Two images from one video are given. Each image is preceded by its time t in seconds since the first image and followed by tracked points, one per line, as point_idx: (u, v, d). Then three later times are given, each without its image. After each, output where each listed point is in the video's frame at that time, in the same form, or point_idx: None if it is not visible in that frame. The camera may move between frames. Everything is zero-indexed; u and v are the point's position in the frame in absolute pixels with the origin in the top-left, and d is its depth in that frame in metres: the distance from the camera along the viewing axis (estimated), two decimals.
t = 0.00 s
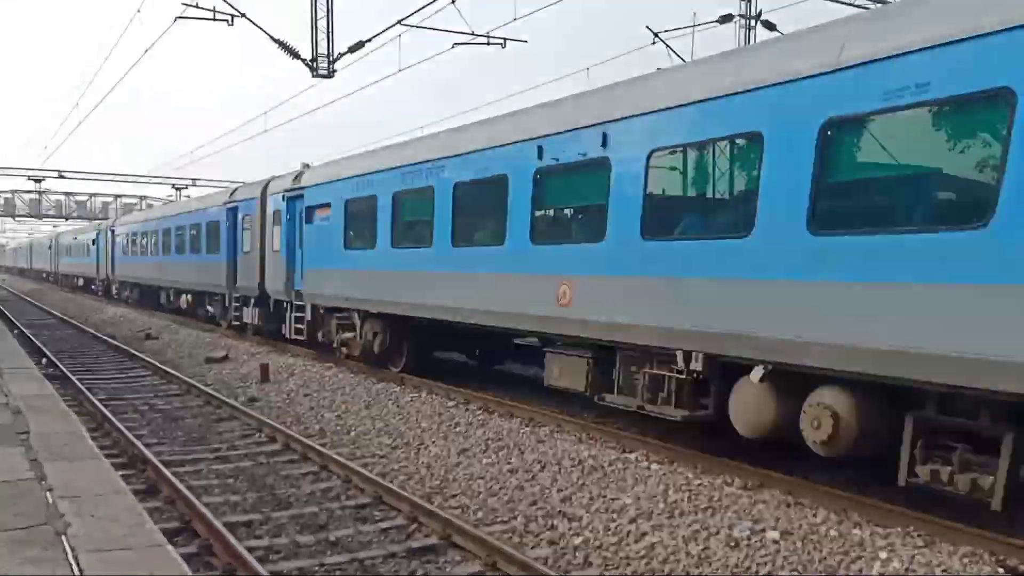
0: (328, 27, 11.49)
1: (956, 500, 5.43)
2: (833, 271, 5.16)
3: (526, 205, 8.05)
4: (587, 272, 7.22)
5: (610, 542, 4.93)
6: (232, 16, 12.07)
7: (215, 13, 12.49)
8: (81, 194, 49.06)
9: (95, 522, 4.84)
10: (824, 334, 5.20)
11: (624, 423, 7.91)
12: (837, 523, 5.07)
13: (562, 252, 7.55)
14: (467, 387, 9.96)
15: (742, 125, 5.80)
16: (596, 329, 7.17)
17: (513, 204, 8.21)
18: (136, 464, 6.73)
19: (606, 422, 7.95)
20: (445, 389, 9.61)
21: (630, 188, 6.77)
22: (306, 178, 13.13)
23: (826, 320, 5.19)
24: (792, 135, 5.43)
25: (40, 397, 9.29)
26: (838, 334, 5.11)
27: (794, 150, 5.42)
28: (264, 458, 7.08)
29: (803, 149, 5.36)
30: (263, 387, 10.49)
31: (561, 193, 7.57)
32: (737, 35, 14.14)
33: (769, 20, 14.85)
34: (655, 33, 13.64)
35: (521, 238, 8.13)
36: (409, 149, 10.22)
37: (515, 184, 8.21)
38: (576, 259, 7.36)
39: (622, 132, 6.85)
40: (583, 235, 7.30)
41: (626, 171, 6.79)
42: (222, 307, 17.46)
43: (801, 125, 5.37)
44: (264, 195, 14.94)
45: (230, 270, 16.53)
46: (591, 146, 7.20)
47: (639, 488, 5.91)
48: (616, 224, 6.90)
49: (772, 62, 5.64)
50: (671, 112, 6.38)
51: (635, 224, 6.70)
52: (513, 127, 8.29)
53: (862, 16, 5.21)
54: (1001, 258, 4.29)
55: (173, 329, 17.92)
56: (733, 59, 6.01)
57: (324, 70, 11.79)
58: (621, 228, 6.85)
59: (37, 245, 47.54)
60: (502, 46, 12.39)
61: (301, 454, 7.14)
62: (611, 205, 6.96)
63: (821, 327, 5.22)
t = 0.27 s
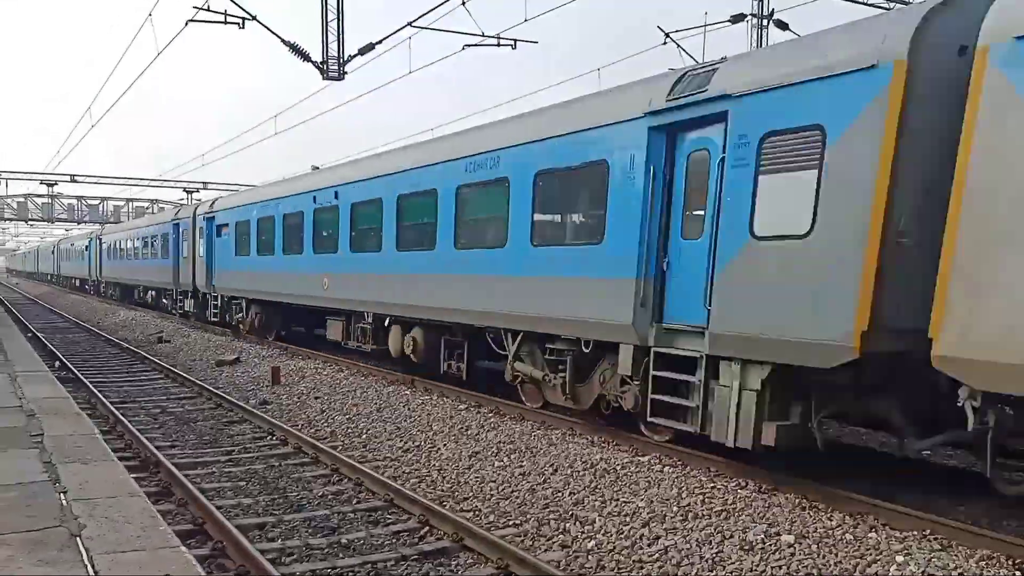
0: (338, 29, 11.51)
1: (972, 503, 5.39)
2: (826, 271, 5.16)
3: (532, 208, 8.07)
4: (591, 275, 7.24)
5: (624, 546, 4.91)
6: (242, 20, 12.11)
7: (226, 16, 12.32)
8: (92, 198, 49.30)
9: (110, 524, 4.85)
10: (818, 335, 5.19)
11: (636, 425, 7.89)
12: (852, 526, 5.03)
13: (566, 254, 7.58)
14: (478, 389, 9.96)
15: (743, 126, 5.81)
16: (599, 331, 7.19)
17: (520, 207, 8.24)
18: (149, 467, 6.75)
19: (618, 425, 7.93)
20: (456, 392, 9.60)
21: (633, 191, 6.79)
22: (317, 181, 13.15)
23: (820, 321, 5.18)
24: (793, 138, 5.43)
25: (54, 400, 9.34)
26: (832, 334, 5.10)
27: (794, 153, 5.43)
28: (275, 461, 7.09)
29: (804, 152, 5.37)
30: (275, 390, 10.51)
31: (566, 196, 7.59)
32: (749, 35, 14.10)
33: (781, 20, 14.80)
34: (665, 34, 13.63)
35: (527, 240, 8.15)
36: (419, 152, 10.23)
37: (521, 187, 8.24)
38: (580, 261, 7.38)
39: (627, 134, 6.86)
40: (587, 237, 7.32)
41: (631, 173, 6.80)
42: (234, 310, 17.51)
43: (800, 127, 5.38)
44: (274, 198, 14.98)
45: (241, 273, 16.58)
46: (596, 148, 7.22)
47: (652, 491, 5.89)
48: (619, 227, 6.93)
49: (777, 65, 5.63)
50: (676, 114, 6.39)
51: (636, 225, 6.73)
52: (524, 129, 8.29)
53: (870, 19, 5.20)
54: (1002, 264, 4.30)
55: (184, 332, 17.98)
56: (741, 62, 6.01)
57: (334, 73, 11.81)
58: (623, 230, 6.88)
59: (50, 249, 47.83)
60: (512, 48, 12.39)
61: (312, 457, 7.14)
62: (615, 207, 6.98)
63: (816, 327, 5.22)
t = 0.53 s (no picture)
0: (356, 32, 11.57)
1: (995, 507, 5.34)
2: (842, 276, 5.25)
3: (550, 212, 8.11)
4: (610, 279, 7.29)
5: (642, 548, 4.90)
6: (262, 23, 12.21)
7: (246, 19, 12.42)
8: (113, 201, 49.72)
9: (131, 523, 4.90)
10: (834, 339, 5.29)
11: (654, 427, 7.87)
12: (874, 530, 5.00)
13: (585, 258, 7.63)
14: (495, 391, 9.97)
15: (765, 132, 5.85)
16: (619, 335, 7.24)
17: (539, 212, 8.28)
18: (170, 467, 6.81)
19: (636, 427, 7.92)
20: (474, 393, 9.62)
21: (653, 196, 6.82)
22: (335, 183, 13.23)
23: (836, 325, 5.28)
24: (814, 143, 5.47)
25: (76, 400, 9.43)
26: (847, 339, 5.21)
27: (814, 159, 5.47)
28: (294, 462, 7.13)
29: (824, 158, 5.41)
30: (293, 391, 10.57)
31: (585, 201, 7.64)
32: (767, 36, 14.04)
33: (799, 20, 14.72)
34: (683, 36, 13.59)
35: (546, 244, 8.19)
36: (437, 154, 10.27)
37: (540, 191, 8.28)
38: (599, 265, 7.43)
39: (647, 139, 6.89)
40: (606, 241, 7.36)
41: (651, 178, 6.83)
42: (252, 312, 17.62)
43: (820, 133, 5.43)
44: (293, 200, 15.07)
45: (259, 275, 16.68)
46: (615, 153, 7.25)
47: (670, 494, 5.87)
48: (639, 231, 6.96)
49: (801, 67, 5.64)
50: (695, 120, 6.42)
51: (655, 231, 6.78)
52: (542, 132, 8.30)
53: (894, 20, 5.22)
54: (993, 268, 4.41)
55: (203, 333, 18.09)
56: (764, 63, 6.02)
57: (352, 76, 11.88)
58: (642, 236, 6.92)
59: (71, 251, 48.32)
60: (529, 50, 12.40)
61: (330, 457, 7.18)
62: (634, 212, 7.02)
63: (831, 330, 5.33)
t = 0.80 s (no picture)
0: (377, 33, 11.61)
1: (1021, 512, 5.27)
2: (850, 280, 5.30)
3: (565, 214, 8.12)
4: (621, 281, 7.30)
5: (663, 551, 4.88)
6: (283, 25, 12.28)
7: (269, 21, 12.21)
8: (136, 202, 50.17)
9: (155, 521, 4.95)
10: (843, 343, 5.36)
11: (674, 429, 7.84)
12: (897, 535, 4.95)
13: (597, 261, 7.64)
14: (514, 392, 9.98)
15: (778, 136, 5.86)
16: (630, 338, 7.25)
17: (552, 214, 8.30)
18: (193, 465, 6.87)
19: (655, 429, 7.89)
20: (493, 394, 9.62)
21: (666, 199, 6.84)
22: (356, 184, 13.30)
23: (844, 328, 5.33)
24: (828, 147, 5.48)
25: (100, 399, 9.53)
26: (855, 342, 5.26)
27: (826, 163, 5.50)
28: (315, 461, 7.17)
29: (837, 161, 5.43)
30: (313, 391, 10.62)
31: (598, 203, 7.66)
32: (790, 35, 13.96)
33: (822, 19, 14.62)
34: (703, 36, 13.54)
35: (560, 247, 8.20)
36: (457, 155, 10.30)
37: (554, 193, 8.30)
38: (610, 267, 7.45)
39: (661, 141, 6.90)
40: (619, 243, 7.37)
41: (666, 180, 6.84)
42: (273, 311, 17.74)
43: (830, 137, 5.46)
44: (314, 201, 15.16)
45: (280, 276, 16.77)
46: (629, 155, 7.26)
47: (691, 496, 5.84)
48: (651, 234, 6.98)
49: (821, 68, 5.62)
50: (709, 123, 6.44)
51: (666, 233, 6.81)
52: (562, 133, 8.30)
53: (916, 20, 5.20)
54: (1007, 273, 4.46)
55: (225, 333, 18.21)
56: (785, 64, 6.00)
57: (373, 77, 11.92)
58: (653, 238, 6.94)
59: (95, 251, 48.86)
60: (549, 50, 12.39)
61: (350, 457, 7.21)
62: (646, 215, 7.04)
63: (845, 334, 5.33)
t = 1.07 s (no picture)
0: (396, 34, 11.65)
1: None
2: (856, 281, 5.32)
3: (582, 215, 8.13)
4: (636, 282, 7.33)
5: (679, 554, 4.86)
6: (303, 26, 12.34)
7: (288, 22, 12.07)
8: (156, 202, 50.58)
9: (174, 519, 4.99)
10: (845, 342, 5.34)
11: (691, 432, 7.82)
12: (916, 540, 4.91)
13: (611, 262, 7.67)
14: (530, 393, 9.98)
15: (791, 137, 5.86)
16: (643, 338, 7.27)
17: (568, 215, 8.33)
18: (211, 463, 6.92)
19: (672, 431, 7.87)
20: (509, 395, 9.62)
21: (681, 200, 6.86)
22: (373, 184, 13.35)
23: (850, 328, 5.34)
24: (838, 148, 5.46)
25: (120, 397, 9.61)
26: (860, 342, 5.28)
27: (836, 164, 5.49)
28: (331, 460, 7.20)
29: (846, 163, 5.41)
30: (331, 391, 10.67)
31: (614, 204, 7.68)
32: (809, 36, 13.88)
33: (842, 20, 14.53)
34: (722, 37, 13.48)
35: (575, 248, 8.22)
36: (475, 156, 10.31)
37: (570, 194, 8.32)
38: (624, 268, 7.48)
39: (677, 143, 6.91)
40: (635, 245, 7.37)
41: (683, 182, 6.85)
42: (291, 311, 17.82)
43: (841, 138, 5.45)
44: (332, 202, 15.23)
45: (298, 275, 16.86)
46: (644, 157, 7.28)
47: (707, 499, 5.82)
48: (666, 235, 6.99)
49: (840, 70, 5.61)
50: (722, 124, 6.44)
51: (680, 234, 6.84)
52: (580, 134, 8.29)
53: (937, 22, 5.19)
54: None
55: (243, 332, 18.32)
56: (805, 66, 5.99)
57: (391, 78, 11.96)
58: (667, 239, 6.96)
59: (116, 250, 49.30)
60: (567, 51, 12.39)
61: (367, 457, 7.24)
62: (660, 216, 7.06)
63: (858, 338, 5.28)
